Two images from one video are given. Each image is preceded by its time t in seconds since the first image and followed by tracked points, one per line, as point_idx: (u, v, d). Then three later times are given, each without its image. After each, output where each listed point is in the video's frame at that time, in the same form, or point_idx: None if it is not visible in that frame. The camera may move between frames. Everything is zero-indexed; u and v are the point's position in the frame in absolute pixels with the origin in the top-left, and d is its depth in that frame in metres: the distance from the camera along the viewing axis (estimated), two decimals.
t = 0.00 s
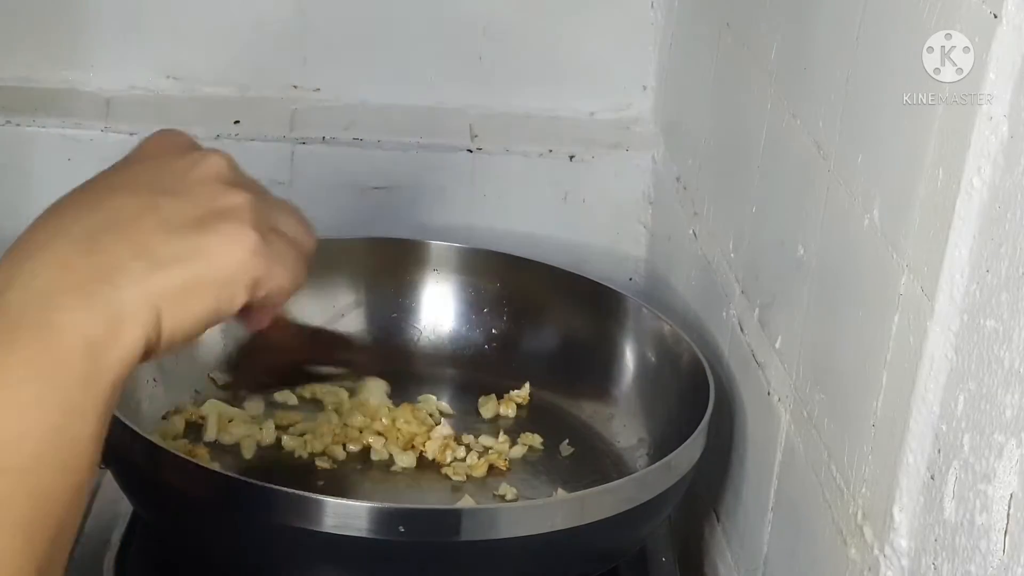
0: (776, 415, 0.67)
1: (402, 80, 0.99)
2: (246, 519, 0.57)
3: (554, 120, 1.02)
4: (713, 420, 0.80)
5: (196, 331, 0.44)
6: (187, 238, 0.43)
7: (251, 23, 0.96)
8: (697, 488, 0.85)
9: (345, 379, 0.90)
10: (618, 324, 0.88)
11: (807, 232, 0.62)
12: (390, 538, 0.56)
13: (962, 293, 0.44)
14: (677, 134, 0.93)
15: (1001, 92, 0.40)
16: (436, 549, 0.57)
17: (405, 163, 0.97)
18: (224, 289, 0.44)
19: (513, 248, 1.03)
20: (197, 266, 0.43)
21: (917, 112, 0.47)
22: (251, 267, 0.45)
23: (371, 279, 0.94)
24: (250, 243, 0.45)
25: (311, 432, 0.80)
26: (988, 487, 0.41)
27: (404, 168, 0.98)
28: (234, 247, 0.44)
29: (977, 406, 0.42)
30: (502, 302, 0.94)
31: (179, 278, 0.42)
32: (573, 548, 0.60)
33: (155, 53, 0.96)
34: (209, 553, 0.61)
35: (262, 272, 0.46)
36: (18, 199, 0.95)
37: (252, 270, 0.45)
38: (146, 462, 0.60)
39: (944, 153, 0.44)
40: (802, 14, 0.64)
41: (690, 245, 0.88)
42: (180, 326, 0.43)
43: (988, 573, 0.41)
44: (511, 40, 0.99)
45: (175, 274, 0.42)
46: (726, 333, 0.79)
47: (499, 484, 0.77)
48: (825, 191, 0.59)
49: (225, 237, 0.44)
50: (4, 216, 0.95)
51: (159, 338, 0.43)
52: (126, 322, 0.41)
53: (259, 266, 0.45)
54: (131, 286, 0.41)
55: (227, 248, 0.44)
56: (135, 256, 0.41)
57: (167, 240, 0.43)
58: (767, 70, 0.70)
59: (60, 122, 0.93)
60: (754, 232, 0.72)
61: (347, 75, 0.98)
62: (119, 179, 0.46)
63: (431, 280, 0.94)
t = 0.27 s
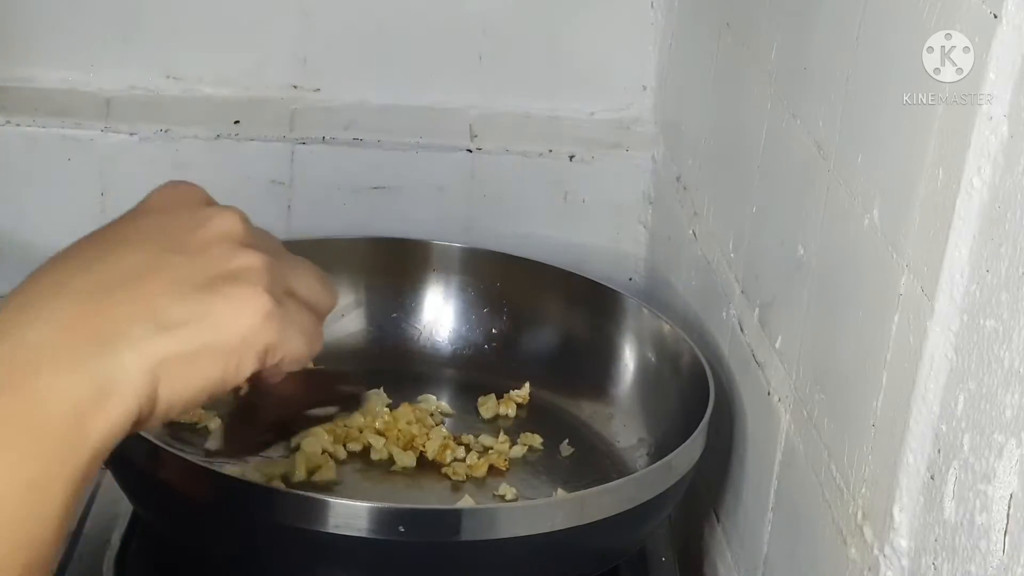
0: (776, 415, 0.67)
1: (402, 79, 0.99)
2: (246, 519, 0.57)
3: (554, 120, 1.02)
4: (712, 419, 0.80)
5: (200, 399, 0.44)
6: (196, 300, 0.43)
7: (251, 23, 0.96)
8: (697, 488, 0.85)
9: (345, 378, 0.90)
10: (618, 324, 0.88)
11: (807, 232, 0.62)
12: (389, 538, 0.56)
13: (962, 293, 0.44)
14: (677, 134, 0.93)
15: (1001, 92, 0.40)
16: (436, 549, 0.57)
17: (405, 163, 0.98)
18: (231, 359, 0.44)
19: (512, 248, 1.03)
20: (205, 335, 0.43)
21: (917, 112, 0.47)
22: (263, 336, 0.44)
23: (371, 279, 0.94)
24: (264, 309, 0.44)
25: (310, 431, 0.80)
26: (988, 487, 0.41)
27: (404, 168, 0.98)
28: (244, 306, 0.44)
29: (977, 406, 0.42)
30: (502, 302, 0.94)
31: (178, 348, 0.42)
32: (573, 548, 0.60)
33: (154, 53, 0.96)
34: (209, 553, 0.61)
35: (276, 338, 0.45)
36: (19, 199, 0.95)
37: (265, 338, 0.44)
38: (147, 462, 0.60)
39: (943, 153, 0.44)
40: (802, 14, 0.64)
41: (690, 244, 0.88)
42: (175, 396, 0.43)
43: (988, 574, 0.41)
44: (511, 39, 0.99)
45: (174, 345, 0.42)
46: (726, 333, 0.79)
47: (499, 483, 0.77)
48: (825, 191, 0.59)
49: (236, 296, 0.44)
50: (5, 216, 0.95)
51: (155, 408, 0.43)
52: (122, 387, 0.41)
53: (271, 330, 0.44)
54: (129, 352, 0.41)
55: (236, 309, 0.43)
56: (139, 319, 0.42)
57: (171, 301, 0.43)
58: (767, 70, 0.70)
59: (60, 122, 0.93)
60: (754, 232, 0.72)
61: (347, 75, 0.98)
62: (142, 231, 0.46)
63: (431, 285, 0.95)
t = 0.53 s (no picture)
0: (776, 415, 0.67)
1: (402, 80, 0.99)
2: (246, 519, 0.57)
3: (555, 120, 1.02)
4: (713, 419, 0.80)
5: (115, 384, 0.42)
6: (105, 281, 0.41)
7: (252, 23, 0.96)
8: (697, 488, 0.85)
9: (345, 378, 0.90)
10: (618, 324, 0.88)
11: (807, 232, 0.62)
12: (389, 538, 0.56)
13: (962, 293, 0.44)
14: (677, 134, 0.93)
15: (1001, 92, 0.40)
16: (436, 548, 0.57)
17: (405, 163, 0.98)
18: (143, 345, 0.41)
19: (512, 248, 1.03)
20: (113, 315, 0.40)
21: (917, 112, 0.47)
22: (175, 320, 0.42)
23: (372, 280, 0.94)
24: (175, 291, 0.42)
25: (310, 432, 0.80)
26: (988, 487, 0.41)
27: (404, 167, 0.98)
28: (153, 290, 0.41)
29: (977, 406, 0.42)
30: (502, 301, 0.94)
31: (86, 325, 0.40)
32: (573, 548, 0.60)
33: (155, 53, 0.96)
34: (209, 552, 0.60)
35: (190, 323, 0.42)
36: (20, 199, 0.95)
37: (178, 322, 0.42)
38: (147, 462, 0.60)
39: (943, 152, 0.44)
40: (802, 14, 0.64)
41: (690, 244, 0.88)
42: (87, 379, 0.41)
43: (988, 574, 0.41)
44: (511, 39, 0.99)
45: (82, 323, 0.40)
46: (726, 333, 0.79)
47: (498, 483, 0.77)
48: (825, 190, 0.59)
49: (148, 281, 0.41)
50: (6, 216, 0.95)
51: (66, 390, 0.41)
52: (27, 366, 0.39)
53: (182, 318, 0.42)
54: (35, 330, 0.39)
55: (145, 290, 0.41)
56: (49, 295, 0.40)
57: (87, 282, 0.41)
58: (767, 70, 0.70)
59: (60, 122, 0.93)
60: (754, 232, 0.72)
61: (348, 75, 0.98)
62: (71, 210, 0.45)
63: (429, 284, 0.94)
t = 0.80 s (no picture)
0: (776, 415, 0.67)
1: (403, 80, 0.99)
2: (246, 519, 0.57)
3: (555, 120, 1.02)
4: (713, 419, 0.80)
5: None
6: None
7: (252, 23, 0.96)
8: (698, 488, 0.85)
9: (345, 378, 0.90)
10: (618, 324, 0.88)
11: (807, 233, 0.62)
12: (389, 537, 0.56)
13: (962, 292, 0.44)
14: (678, 134, 0.93)
15: (1001, 92, 0.40)
16: (435, 548, 0.57)
17: (405, 163, 0.98)
18: None
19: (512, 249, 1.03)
20: None
21: (917, 112, 0.47)
22: None
23: (372, 279, 0.95)
24: None
25: (310, 431, 0.80)
26: (988, 487, 0.41)
27: (405, 168, 0.98)
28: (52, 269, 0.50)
29: (977, 406, 0.42)
30: (502, 301, 0.94)
31: None
32: (573, 548, 0.60)
33: (156, 53, 0.96)
34: (209, 552, 0.60)
35: None
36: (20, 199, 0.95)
37: None
38: (147, 462, 0.60)
39: (943, 153, 0.44)
40: (802, 14, 0.64)
41: (690, 244, 0.88)
42: None
43: (988, 573, 0.41)
44: (511, 39, 0.99)
45: None
46: (726, 333, 0.79)
47: (498, 483, 0.77)
48: (825, 190, 0.59)
49: None
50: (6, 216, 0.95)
51: None
52: None
53: None
54: None
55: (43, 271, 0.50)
56: None
57: None
58: (767, 70, 0.70)
59: (60, 122, 0.93)
60: (754, 232, 0.72)
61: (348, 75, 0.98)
62: (145, 197, 0.63)
63: (429, 284, 0.95)
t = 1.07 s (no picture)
0: (776, 415, 0.67)
1: (403, 80, 0.99)
2: (247, 518, 0.57)
3: (554, 120, 1.02)
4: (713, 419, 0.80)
5: None
6: None
7: (252, 23, 0.96)
8: (698, 489, 0.85)
9: (345, 378, 0.90)
10: (618, 324, 0.88)
11: (807, 233, 0.62)
12: (390, 537, 0.56)
13: (962, 292, 0.44)
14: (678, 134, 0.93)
15: (1001, 92, 0.40)
16: (436, 548, 0.57)
17: (404, 163, 0.97)
18: None
19: (512, 248, 1.02)
20: None
21: (917, 112, 0.47)
22: None
23: (371, 279, 0.95)
24: None
25: (310, 432, 0.80)
26: (988, 487, 0.41)
27: (404, 168, 0.98)
28: None
29: (977, 406, 0.42)
30: (502, 302, 0.94)
31: None
32: (573, 548, 0.60)
33: (156, 53, 0.96)
34: (209, 552, 0.60)
35: None
36: (16, 200, 0.94)
37: None
38: (148, 462, 0.60)
39: (943, 152, 0.44)
40: (802, 14, 0.64)
41: (690, 244, 0.88)
42: None
43: (988, 573, 0.41)
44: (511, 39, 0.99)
45: None
46: (726, 333, 0.79)
47: (498, 483, 0.77)
48: (825, 191, 0.59)
49: None
50: (2, 217, 0.94)
51: None
52: None
53: None
54: None
55: None
56: None
57: None
58: (767, 70, 0.70)
59: (59, 122, 0.92)
60: (754, 232, 0.72)
61: (348, 76, 0.99)
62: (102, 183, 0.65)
63: (429, 284, 0.95)
